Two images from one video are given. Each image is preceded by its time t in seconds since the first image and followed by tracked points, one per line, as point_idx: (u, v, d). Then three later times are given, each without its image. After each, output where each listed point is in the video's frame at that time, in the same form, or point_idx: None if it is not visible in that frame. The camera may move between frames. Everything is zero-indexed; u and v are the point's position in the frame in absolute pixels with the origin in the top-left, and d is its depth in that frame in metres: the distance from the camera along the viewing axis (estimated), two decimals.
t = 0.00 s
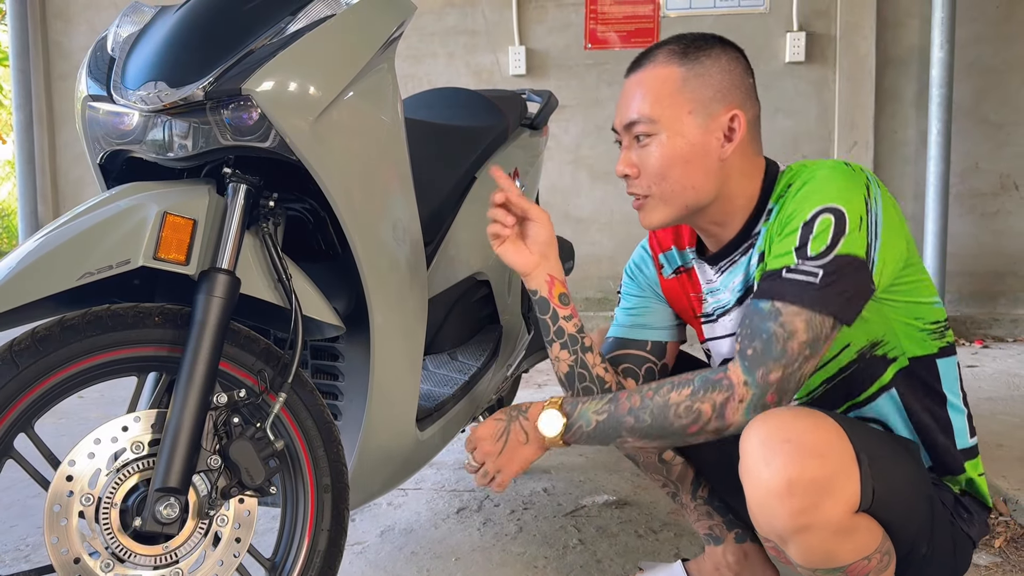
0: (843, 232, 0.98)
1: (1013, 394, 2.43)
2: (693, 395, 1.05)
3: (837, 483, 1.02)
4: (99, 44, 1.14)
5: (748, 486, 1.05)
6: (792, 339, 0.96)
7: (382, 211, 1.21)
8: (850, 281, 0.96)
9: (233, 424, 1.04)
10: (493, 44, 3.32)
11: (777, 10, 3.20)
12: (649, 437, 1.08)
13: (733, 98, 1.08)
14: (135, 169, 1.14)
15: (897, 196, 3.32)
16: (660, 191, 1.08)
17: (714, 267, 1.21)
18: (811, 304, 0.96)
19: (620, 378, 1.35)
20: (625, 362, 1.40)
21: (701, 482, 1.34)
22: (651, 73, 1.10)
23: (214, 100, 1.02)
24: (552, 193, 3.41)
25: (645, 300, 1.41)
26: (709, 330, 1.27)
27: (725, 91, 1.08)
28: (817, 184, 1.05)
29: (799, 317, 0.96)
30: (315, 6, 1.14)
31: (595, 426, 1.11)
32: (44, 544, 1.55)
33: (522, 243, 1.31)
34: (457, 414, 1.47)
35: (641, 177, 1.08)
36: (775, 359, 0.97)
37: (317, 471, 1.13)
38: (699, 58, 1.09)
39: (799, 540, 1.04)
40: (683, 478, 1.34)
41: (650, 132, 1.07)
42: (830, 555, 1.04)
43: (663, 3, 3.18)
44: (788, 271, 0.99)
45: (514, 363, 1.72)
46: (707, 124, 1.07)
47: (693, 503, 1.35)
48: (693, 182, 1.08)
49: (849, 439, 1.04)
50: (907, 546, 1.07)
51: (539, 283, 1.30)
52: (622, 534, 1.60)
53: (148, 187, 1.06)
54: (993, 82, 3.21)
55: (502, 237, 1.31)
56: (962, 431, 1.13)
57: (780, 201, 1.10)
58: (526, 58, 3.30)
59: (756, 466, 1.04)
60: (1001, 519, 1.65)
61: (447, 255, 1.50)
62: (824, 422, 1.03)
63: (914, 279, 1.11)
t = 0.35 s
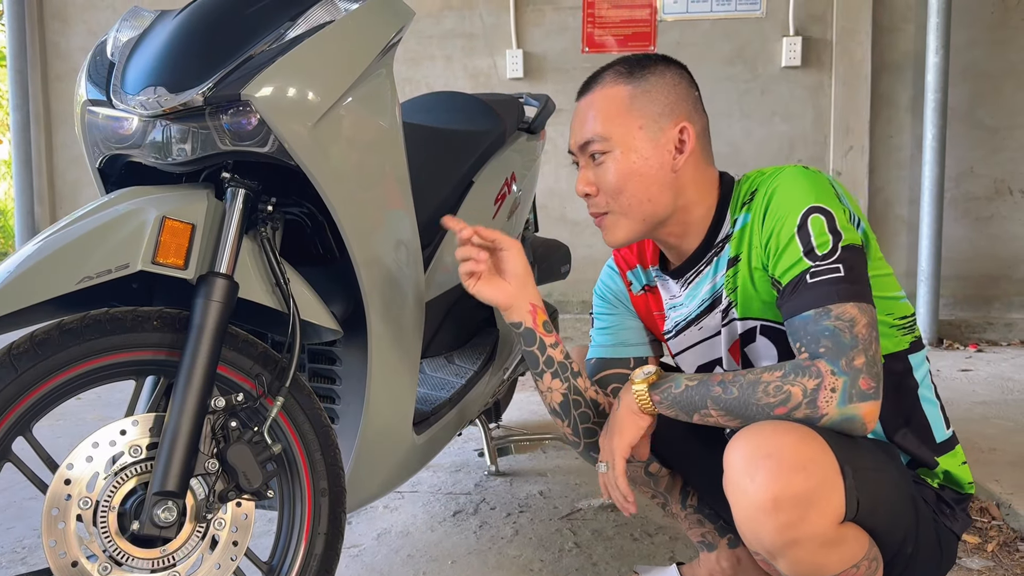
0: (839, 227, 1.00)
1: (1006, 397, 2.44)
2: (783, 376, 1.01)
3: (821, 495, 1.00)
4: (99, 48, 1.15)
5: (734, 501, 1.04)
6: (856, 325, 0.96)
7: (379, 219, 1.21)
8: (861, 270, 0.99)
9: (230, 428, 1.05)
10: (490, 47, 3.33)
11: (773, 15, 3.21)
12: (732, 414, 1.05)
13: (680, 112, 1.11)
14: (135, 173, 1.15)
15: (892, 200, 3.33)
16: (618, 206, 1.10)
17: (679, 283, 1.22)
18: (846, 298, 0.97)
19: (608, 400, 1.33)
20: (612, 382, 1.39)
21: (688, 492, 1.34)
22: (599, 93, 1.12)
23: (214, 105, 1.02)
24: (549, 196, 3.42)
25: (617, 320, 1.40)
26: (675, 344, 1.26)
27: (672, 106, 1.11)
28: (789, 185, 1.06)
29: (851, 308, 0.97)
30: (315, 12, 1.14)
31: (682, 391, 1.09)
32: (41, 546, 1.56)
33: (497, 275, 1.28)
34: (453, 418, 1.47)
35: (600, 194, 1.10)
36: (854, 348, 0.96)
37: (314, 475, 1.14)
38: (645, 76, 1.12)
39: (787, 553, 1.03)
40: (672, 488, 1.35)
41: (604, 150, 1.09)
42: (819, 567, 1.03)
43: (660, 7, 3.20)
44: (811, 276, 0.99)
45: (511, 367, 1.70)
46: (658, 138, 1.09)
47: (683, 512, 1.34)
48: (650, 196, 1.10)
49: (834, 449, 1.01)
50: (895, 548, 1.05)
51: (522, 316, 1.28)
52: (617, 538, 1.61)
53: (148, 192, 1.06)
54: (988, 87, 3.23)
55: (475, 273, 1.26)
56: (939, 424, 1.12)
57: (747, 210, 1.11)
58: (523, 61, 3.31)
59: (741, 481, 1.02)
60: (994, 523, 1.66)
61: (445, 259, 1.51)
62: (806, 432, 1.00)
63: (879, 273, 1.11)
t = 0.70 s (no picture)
0: (815, 247, 0.99)
1: (997, 402, 2.45)
2: (755, 402, 1.01)
3: (785, 519, 1.00)
4: (92, 52, 1.15)
5: (703, 527, 1.05)
6: (828, 352, 0.95)
7: (371, 228, 1.21)
8: (841, 291, 0.97)
9: (221, 434, 1.05)
10: (485, 49, 3.33)
11: (768, 19, 3.22)
12: (706, 433, 1.06)
13: (681, 125, 1.11)
14: (126, 177, 1.15)
15: (885, 204, 3.34)
16: (617, 221, 1.10)
17: (672, 294, 1.22)
18: (820, 320, 0.96)
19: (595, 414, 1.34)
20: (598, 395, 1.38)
21: (681, 498, 1.33)
22: (598, 102, 1.11)
23: (207, 110, 1.02)
24: (543, 198, 3.42)
25: (610, 328, 1.40)
26: (668, 355, 1.27)
27: (674, 119, 1.10)
28: (770, 204, 1.06)
29: (823, 333, 0.96)
30: (309, 17, 1.15)
31: (660, 407, 1.10)
32: (31, 549, 1.55)
33: (467, 299, 1.27)
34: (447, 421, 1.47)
35: (596, 208, 1.10)
36: (823, 377, 0.95)
37: (306, 480, 1.14)
38: (646, 86, 1.10)
39: None
40: (664, 493, 1.34)
41: (602, 162, 1.08)
42: None
43: (654, 11, 3.21)
44: (786, 298, 0.98)
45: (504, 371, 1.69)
46: (658, 152, 1.09)
47: (675, 518, 1.34)
48: (648, 211, 1.10)
49: (801, 474, 1.01)
50: (872, 565, 1.05)
51: (492, 337, 1.27)
52: (609, 542, 1.61)
53: (140, 196, 1.06)
54: (982, 91, 3.24)
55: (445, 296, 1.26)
56: (933, 437, 1.12)
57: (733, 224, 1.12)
58: (518, 63, 3.31)
59: (708, 507, 1.03)
60: (984, 528, 1.67)
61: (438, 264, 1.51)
62: (771, 456, 1.01)
63: (871, 288, 1.11)
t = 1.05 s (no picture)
0: (824, 243, 0.99)
1: (993, 400, 2.46)
2: (760, 397, 1.01)
3: (787, 515, 1.00)
4: (88, 40, 1.14)
5: (703, 522, 1.04)
6: (834, 350, 0.95)
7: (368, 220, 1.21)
8: (849, 289, 0.97)
9: (218, 426, 1.04)
10: (483, 45, 3.32)
11: (766, 16, 3.22)
12: (709, 423, 1.06)
13: (697, 122, 1.10)
14: (123, 167, 1.14)
15: (883, 202, 3.35)
16: (622, 215, 1.09)
17: (674, 290, 1.22)
18: (828, 317, 0.95)
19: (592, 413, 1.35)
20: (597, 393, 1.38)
21: (679, 494, 1.32)
22: (614, 90, 1.09)
23: (204, 100, 1.02)
24: (541, 195, 3.41)
25: (607, 323, 1.40)
26: (670, 352, 1.26)
27: (690, 115, 1.09)
28: (779, 199, 1.05)
29: (831, 331, 0.95)
30: (307, 7, 1.14)
31: (666, 395, 1.10)
32: (25, 542, 1.54)
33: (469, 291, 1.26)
34: (446, 414, 1.47)
35: (604, 200, 1.09)
36: (829, 376, 0.95)
37: (302, 473, 1.13)
38: (664, 79, 1.09)
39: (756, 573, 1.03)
40: (661, 488, 1.34)
41: (614, 155, 1.07)
42: None
43: (653, 7, 3.21)
44: (794, 295, 0.98)
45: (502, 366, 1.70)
46: (672, 147, 1.08)
47: (672, 514, 1.34)
48: (656, 207, 1.09)
49: (803, 470, 1.00)
50: (872, 561, 1.05)
51: (495, 329, 1.26)
52: (606, 538, 1.61)
53: (137, 186, 1.05)
54: (980, 90, 3.24)
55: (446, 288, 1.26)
56: (935, 434, 1.12)
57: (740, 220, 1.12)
58: (516, 59, 3.30)
59: (708, 502, 1.03)
60: (981, 526, 1.67)
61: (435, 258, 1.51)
62: (773, 451, 1.00)
63: (876, 285, 1.11)
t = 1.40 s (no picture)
0: (806, 219, 0.99)
1: (990, 398, 2.46)
2: (738, 390, 1.05)
3: (790, 504, 0.99)
4: (85, 29, 1.13)
5: (705, 511, 1.03)
6: (796, 323, 0.96)
7: (367, 211, 1.20)
8: (830, 265, 0.97)
9: (213, 417, 1.03)
10: (482, 40, 3.31)
11: (766, 13, 3.22)
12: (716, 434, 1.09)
13: (704, 110, 1.09)
14: (119, 157, 1.13)
15: (880, 200, 3.35)
16: (631, 204, 1.09)
17: (680, 279, 1.21)
18: (802, 291, 0.96)
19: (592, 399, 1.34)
20: (596, 381, 1.38)
21: (676, 489, 1.32)
22: (620, 79, 1.09)
23: (200, 88, 1.01)
24: (538, 191, 3.41)
25: (608, 315, 1.39)
26: (674, 342, 1.25)
27: (696, 103, 1.09)
28: (769, 178, 1.06)
29: (795, 304, 0.96)
30: None
31: (680, 420, 1.15)
32: (19, 535, 1.54)
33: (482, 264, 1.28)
34: (441, 409, 1.47)
35: (612, 189, 1.09)
36: (787, 349, 0.96)
37: (298, 465, 1.13)
38: (670, 67, 1.09)
39: (757, 562, 1.02)
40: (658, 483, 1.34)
41: (622, 144, 1.07)
42: None
43: (652, 4, 3.20)
44: (772, 269, 0.99)
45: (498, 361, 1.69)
46: (680, 135, 1.08)
47: (670, 509, 1.34)
48: (664, 196, 1.09)
49: (803, 456, 1.01)
50: (872, 554, 1.04)
51: (501, 306, 1.27)
52: (602, 533, 1.60)
53: (131, 176, 1.04)
54: (978, 89, 3.24)
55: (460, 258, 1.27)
56: (934, 430, 1.13)
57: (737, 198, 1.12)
58: (515, 55, 3.29)
59: (710, 490, 1.02)
60: (978, 523, 1.67)
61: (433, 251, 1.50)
62: (776, 440, 1.00)
63: (876, 276, 1.10)
